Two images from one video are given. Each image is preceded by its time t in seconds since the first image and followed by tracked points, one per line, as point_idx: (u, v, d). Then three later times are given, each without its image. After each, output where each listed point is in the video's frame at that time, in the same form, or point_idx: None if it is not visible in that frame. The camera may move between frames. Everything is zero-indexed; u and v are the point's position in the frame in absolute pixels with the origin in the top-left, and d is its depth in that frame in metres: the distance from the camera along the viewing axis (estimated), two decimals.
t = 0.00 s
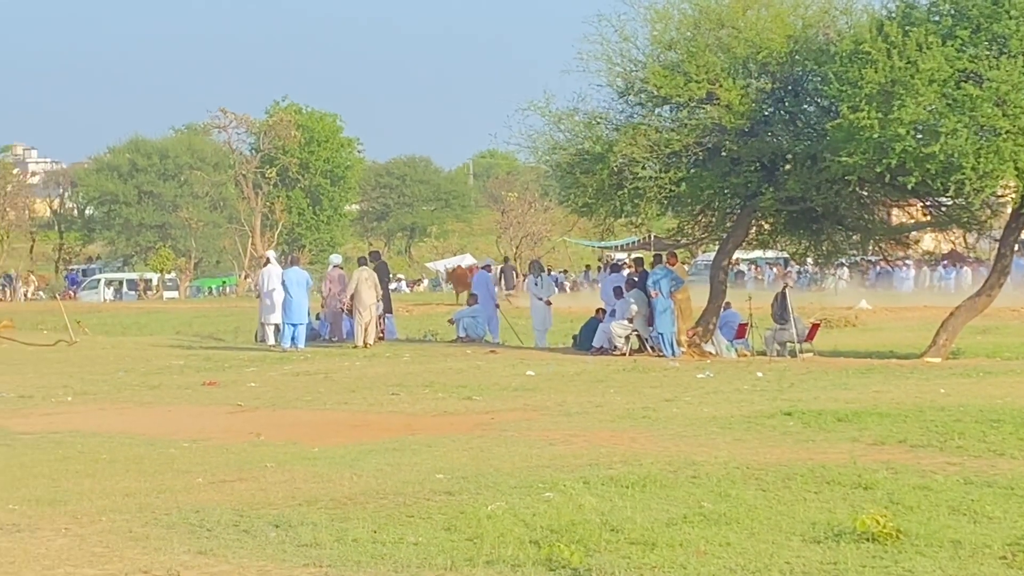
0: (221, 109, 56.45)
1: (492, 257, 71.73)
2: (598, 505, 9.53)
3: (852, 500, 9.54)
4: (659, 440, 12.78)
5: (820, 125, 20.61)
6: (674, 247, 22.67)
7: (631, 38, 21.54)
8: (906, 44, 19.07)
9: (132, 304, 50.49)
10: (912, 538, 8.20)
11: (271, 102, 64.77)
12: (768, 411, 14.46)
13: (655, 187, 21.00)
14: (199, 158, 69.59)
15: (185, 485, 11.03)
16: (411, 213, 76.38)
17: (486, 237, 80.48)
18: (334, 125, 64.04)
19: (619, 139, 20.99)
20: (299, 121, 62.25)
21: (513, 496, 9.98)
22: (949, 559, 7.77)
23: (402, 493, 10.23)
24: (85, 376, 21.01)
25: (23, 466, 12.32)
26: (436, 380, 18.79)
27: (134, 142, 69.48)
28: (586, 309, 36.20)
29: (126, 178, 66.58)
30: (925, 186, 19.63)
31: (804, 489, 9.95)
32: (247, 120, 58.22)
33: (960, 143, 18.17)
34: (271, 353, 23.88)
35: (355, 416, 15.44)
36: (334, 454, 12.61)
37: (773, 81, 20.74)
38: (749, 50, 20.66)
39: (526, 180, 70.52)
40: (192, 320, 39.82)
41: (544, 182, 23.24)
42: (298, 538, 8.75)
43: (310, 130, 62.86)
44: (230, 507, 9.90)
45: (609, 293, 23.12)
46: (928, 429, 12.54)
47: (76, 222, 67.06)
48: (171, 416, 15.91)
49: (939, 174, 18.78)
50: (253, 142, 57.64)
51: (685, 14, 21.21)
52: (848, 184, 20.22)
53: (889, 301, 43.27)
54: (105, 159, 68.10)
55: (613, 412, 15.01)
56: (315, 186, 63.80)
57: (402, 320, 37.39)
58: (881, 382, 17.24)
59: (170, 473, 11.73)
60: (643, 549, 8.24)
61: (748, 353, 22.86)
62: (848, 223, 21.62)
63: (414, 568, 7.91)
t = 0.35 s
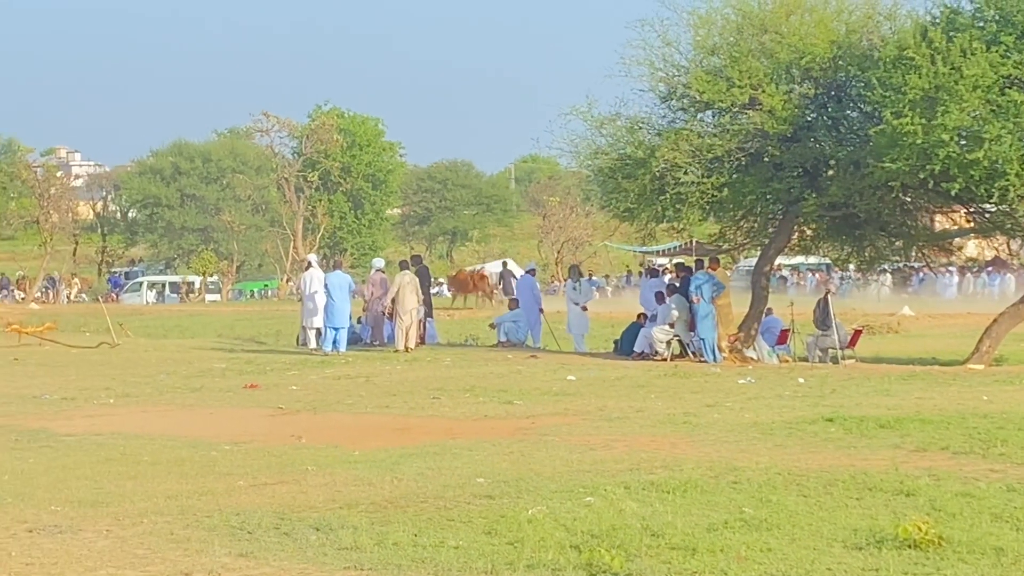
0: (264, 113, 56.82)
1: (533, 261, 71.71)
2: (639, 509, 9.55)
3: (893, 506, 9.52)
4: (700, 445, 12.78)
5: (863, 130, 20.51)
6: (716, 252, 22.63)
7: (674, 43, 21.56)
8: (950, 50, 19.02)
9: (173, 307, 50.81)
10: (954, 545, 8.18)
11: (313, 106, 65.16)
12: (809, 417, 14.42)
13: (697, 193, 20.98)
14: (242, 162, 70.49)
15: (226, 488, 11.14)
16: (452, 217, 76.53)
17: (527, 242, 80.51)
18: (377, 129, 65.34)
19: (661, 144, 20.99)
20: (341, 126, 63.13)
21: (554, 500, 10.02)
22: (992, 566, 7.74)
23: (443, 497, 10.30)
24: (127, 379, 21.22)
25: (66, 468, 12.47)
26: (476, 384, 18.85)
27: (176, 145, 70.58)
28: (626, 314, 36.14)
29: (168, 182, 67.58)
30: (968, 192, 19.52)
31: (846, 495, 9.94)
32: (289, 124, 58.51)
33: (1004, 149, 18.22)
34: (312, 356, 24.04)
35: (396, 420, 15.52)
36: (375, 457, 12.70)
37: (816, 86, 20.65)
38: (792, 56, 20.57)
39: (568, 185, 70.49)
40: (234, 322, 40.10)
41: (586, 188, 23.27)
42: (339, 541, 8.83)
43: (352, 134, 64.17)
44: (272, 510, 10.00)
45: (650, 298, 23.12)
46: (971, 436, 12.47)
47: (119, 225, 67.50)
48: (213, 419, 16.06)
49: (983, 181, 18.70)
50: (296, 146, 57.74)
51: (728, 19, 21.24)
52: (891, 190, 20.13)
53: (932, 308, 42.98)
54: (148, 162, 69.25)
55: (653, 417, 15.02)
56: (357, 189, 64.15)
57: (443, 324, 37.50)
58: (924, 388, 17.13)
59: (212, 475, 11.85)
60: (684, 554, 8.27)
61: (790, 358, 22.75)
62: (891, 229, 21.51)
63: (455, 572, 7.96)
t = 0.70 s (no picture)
0: (303, 120, 57.15)
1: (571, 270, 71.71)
2: (676, 518, 9.57)
3: (931, 516, 9.49)
4: (737, 454, 12.77)
5: (902, 139, 20.42)
6: (754, 261, 22.58)
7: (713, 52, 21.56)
8: (990, 60, 18.96)
9: (211, 313, 51.16)
10: (993, 556, 8.15)
11: (351, 114, 65.53)
12: (847, 427, 14.37)
13: (735, 202, 20.96)
14: (281, 169, 70.94)
15: (264, 494, 11.24)
16: (490, 225, 76.69)
17: (565, 251, 80.54)
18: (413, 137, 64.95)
19: (699, 153, 20.98)
20: (380, 133, 63.28)
21: (591, 509, 10.05)
22: None
23: (480, 505, 10.34)
24: (166, 385, 21.40)
25: (105, 473, 12.60)
26: (513, 392, 18.89)
27: (216, 152, 71.10)
28: (663, 323, 36.09)
29: (207, 189, 68.10)
30: (1008, 202, 19.41)
31: (884, 505, 9.91)
32: (328, 132, 58.80)
33: None
34: (349, 363, 24.16)
35: (433, 428, 15.58)
36: (412, 465, 12.76)
37: (855, 95, 20.57)
38: (831, 65, 20.52)
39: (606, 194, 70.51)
40: (271, 329, 40.34)
41: (623, 196, 23.28)
42: (376, 548, 8.89)
43: (391, 142, 64.25)
44: (309, 516, 10.08)
45: (685, 307, 23.16)
46: (1011, 447, 12.40)
47: (158, 233, 68.91)
48: (250, 426, 16.18)
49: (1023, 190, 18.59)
50: (334, 153, 57.96)
51: (767, 28, 21.22)
52: (930, 200, 20.04)
53: (970, 318, 42.67)
54: (187, 169, 69.77)
55: (690, 426, 15.01)
56: (394, 197, 64.40)
57: (479, 331, 37.57)
58: (963, 398, 17.04)
59: (249, 482, 11.96)
60: (721, 563, 8.27)
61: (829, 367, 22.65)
62: (930, 239, 21.40)
63: None
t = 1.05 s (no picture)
0: (337, 129, 57.39)
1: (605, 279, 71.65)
2: (710, 528, 9.57)
3: (966, 528, 9.44)
4: (771, 465, 12.73)
5: (938, 149, 20.34)
6: (789, 271, 22.54)
7: (747, 61, 21.53)
8: None
9: (244, 322, 51.42)
10: None
11: (385, 123, 65.80)
12: (882, 437, 14.31)
13: (769, 212, 20.93)
14: (315, 178, 71.30)
15: (296, 502, 11.30)
16: (523, 234, 76.79)
17: (598, 260, 80.50)
18: (448, 146, 65.31)
19: (734, 162, 20.95)
20: (413, 142, 63.50)
21: (624, 519, 10.05)
22: None
23: (512, 515, 10.36)
24: (200, 393, 21.53)
25: (139, 481, 12.70)
26: (546, 402, 18.90)
27: (250, 161, 71.56)
28: (697, 333, 35.99)
29: (241, 198, 68.53)
30: None
31: (918, 517, 9.87)
32: (361, 141, 59.09)
33: None
34: (383, 372, 24.24)
35: (466, 437, 15.62)
36: (445, 474, 12.81)
37: (889, 105, 20.50)
38: (866, 75, 20.47)
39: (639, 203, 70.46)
40: (304, 338, 40.49)
41: (657, 206, 23.26)
42: (408, 557, 8.93)
43: (425, 151, 64.30)
44: (341, 525, 10.13)
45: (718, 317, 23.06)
46: None
47: (192, 241, 69.45)
48: (284, 434, 16.28)
49: None
50: (368, 162, 58.31)
51: (802, 37, 21.17)
52: (966, 210, 19.96)
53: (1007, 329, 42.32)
54: (222, 178, 70.26)
55: (724, 436, 14.97)
56: (428, 207, 64.57)
57: (513, 341, 37.55)
58: (999, 410, 16.92)
59: (282, 490, 12.03)
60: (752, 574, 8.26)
61: (863, 378, 22.52)
62: (965, 249, 21.29)
63: None
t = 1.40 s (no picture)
0: (367, 137, 57.58)
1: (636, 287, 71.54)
2: (741, 536, 9.56)
3: (999, 537, 9.40)
4: (802, 473, 12.70)
5: (970, 156, 20.26)
6: (820, 278, 22.49)
7: (778, 68, 21.48)
8: None
9: (275, 329, 51.64)
10: None
11: (416, 130, 65.96)
12: (914, 445, 14.25)
13: (800, 219, 20.87)
14: (345, 185, 71.57)
15: (327, 509, 11.35)
16: (554, 241, 76.81)
17: (629, 267, 80.40)
18: (478, 153, 65.27)
19: (765, 170, 20.91)
20: (444, 149, 63.67)
21: (655, 526, 10.06)
22: None
23: (543, 522, 10.38)
24: (230, 400, 21.65)
25: (170, 488, 12.80)
26: (577, 409, 18.90)
27: (281, 168, 71.93)
28: (727, 341, 35.92)
29: (272, 205, 68.91)
30: None
31: (950, 525, 9.84)
32: (392, 148, 59.29)
33: None
34: (412, 379, 24.30)
35: (496, 444, 15.65)
36: (476, 481, 12.85)
37: (921, 112, 20.43)
38: (898, 81, 20.39)
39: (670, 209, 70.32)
40: (334, 345, 40.62)
41: (687, 213, 23.24)
42: (438, 564, 8.97)
43: (456, 158, 64.43)
44: (371, 532, 10.19)
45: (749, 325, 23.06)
46: None
47: (223, 248, 69.67)
48: (315, 441, 16.36)
49: None
50: (398, 169, 58.54)
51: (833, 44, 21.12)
52: (998, 218, 19.88)
53: None
54: (253, 185, 70.65)
55: (755, 444, 14.93)
56: (459, 214, 64.68)
57: (543, 348, 37.57)
58: None
59: (312, 497, 12.09)
60: None
61: (895, 386, 22.43)
62: (997, 257, 21.19)
63: None
